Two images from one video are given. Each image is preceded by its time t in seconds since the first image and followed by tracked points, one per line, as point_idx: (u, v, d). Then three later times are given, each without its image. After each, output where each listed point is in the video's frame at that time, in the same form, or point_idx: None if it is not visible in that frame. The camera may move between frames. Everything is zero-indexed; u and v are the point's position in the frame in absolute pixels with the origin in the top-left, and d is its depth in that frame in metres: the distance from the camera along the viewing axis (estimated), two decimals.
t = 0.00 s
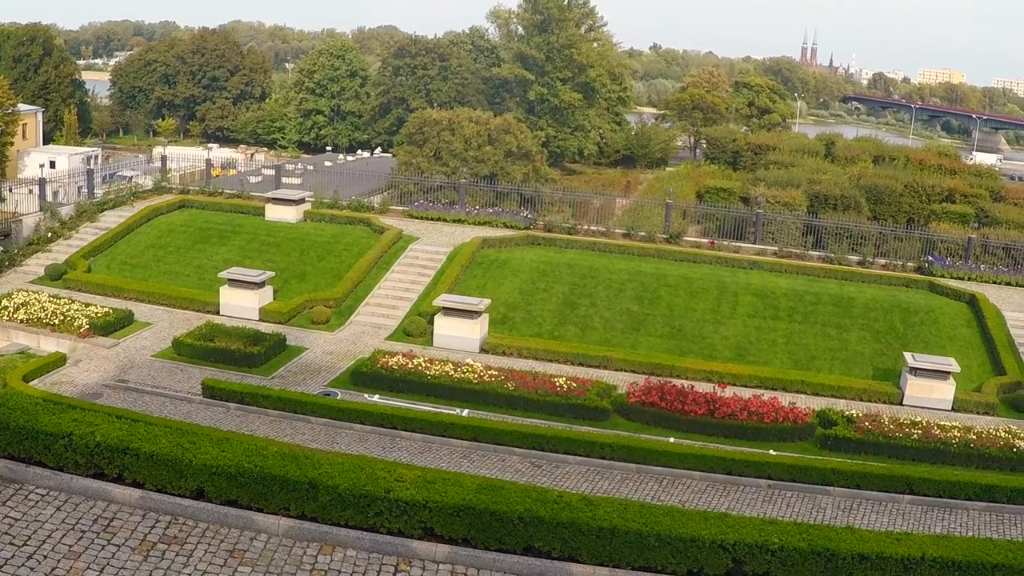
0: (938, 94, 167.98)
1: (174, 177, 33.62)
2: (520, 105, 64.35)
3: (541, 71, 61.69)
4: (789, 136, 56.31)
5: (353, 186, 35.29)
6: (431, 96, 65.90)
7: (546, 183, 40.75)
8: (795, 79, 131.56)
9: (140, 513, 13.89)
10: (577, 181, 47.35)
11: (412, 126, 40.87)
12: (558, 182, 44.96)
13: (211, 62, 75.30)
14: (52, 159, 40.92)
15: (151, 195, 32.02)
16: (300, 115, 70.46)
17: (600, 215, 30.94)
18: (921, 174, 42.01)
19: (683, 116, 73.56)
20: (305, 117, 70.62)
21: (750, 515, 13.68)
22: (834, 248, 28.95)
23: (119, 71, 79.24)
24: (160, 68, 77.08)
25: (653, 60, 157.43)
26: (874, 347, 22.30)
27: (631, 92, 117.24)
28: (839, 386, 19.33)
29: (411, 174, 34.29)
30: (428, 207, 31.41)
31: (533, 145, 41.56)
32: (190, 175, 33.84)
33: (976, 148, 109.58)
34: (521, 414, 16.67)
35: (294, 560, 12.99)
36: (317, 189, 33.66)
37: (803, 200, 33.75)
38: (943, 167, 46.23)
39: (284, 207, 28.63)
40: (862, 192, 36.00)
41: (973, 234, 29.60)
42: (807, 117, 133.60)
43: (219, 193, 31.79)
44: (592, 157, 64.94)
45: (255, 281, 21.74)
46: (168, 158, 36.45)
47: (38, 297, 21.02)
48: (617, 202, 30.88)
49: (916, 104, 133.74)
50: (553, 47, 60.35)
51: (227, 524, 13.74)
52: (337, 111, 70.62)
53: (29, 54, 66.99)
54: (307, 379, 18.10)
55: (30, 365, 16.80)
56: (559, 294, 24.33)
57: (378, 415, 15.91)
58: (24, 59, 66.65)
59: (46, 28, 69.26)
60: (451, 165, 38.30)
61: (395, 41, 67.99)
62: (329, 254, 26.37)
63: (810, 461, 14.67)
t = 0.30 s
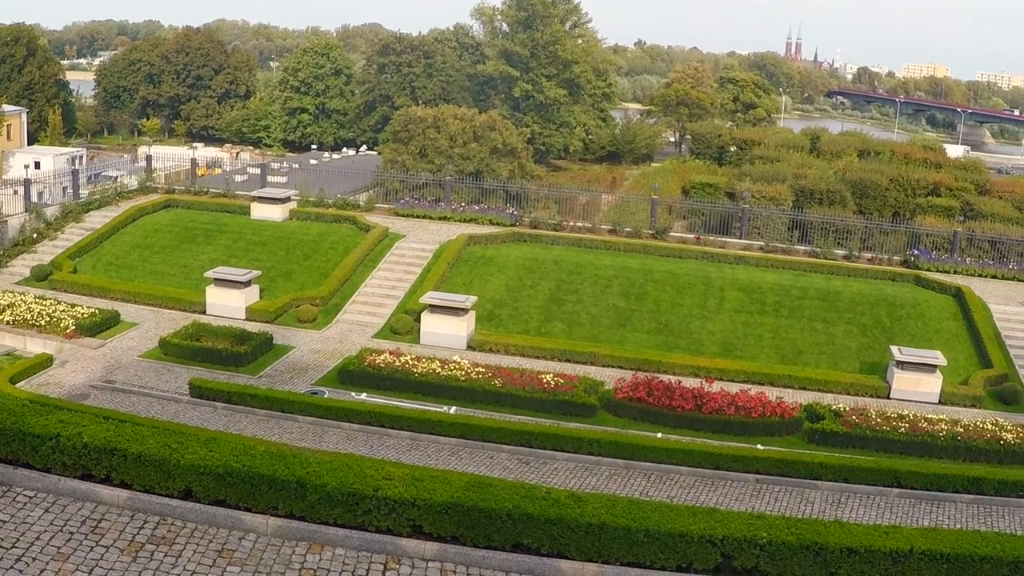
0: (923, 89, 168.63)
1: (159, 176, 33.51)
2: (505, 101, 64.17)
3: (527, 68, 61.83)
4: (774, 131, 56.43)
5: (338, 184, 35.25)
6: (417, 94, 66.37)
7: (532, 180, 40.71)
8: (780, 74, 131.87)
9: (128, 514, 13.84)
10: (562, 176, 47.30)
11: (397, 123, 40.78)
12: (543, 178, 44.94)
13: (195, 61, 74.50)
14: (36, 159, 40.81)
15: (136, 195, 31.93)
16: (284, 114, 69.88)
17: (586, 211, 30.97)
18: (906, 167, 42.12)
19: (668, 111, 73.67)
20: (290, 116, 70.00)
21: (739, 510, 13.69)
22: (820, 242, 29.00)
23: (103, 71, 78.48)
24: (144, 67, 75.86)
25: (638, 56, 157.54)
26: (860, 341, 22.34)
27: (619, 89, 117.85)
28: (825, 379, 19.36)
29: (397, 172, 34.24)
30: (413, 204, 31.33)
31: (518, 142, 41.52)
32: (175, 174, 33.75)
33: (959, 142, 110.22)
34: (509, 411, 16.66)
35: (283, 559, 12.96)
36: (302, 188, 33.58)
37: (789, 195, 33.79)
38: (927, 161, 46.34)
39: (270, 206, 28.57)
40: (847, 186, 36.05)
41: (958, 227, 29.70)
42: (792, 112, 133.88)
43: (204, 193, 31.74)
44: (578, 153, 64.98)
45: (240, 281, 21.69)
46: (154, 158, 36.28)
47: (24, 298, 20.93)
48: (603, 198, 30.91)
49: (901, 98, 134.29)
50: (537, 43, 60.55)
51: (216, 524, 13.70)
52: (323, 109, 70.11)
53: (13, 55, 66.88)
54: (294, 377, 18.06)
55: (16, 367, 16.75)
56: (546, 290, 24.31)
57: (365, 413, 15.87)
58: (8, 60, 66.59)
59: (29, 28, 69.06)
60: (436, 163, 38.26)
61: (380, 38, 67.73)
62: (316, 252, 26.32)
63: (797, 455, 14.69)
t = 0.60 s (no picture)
0: (919, 84, 168.52)
1: (155, 176, 33.50)
2: (500, 99, 64.09)
3: (522, 66, 61.91)
4: (770, 128, 56.38)
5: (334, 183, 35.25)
6: (413, 91, 66.10)
7: (528, 177, 40.63)
8: (775, 71, 131.78)
9: (125, 514, 13.83)
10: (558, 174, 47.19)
11: (393, 121, 40.67)
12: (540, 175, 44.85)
13: (191, 61, 74.51)
14: (32, 159, 40.78)
15: (132, 195, 31.92)
16: (281, 113, 69.69)
17: (582, 208, 30.99)
18: (903, 163, 42.09)
19: (664, 108, 73.57)
20: (286, 114, 69.85)
21: (737, 506, 13.70)
22: (816, 238, 28.99)
23: (98, 71, 78.21)
24: (139, 66, 76.07)
25: (632, 53, 157.48)
26: (857, 337, 22.35)
27: (615, 84, 115.78)
28: (822, 375, 19.37)
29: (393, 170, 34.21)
30: (409, 203, 31.29)
31: (514, 139, 41.44)
32: (171, 173, 33.73)
33: (955, 137, 110.28)
34: (506, 408, 16.67)
35: (281, 558, 12.95)
36: (298, 186, 33.55)
37: (785, 191, 33.77)
38: (924, 156, 46.27)
39: (266, 205, 28.57)
40: (844, 181, 36.04)
41: (955, 222, 29.72)
42: (787, 108, 133.74)
43: (200, 192, 31.72)
44: (574, 150, 64.95)
45: (238, 280, 21.67)
46: (150, 157, 36.25)
47: (21, 298, 20.91)
48: (598, 195, 30.95)
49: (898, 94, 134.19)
50: (533, 41, 60.71)
51: (214, 523, 13.70)
52: (319, 108, 70.21)
53: (8, 55, 66.79)
54: (291, 376, 18.05)
55: (13, 367, 16.74)
56: (542, 288, 24.31)
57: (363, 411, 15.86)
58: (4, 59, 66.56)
59: (25, 28, 69.03)
60: (432, 161, 38.21)
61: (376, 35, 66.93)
62: (312, 251, 26.29)
63: (795, 451, 14.69)
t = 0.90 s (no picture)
0: (896, 82, 169.52)
1: (132, 176, 33.29)
2: (478, 98, 63.97)
3: (499, 64, 61.78)
4: (747, 126, 56.56)
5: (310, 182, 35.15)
6: (390, 90, 66.07)
7: (505, 176, 40.63)
8: (752, 69, 131.96)
9: (103, 516, 13.75)
10: (534, 172, 47.22)
11: (370, 121, 40.44)
12: (516, 173, 44.84)
13: (168, 60, 72.88)
14: (7, 160, 40.34)
15: (109, 195, 31.70)
16: (257, 112, 69.12)
17: (559, 207, 31.04)
18: (877, 160, 42.25)
19: (641, 107, 73.81)
20: (263, 114, 69.25)
21: (715, 504, 13.72)
22: (794, 236, 29.10)
23: (74, 69, 76.75)
24: (115, 66, 74.39)
25: (610, 52, 157.48)
26: (835, 335, 22.41)
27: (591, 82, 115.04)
28: (799, 372, 19.42)
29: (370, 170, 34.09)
30: (387, 202, 31.19)
31: (491, 138, 41.39)
32: (148, 173, 33.55)
33: (931, 135, 111.03)
34: (484, 408, 16.65)
35: (259, 559, 12.91)
36: (276, 185, 33.44)
37: (762, 189, 33.85)
38: (900, 154, 46.52)
39: (244, 205, 28.46)
40: (820, 180, 36.28)
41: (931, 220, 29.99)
42: (764, 107, 134.21)
43: (177, 192, 31.57)
44: (552, 149, 64.96)
45: (215, 280, 21.56)
46: (126, 157, 35.99)
47: None
48: (576, 194, 31.01)
49: (876, 92, 134.84)
50: (510, 39, 60.64)
51: (192, 524, 13.64)
52: (296, 107, 69.55)
53: None
54: (268, 376, 18.00)
55: None
56: (520, 287, 24.30)
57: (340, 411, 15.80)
58: None
59: None
60: (409, 160, 38.10)
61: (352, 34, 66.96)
62: (290, 251, 26.23)
63: (773, 449, 14.72)
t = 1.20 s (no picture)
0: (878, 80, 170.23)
1: (114, 177, 33.21)
2: (460, 97, 63.82)
3: (482, 64, 61.70)
4: (730, 124, 56.64)
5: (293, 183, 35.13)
6: (374, 90, 64.71)
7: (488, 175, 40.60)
8: (735, 68, 131.97)
9: (87, 517, 13.68)
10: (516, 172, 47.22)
11: (353, 120, 40.14)
12: (499, 173, 44.83)
13: (149, 60, 71.96)
14: None
15: (92, 196, 31.59)
16: (240, 112, 69.35)
17: (542, 206, 31.02)
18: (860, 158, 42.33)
19: (624, 105, 73.96)
20: (245, 114, 69.52)
21: (699, 502, 13.74)
22: (777, 235, 29.19)
23: (56, 70, 76.11)
24: (98, 66, 73.86)
25: (592, 50, 157.48)
26: (818, 332, 22.46)
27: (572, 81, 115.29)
28: (782, 370, 19.47)
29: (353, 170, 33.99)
30: (370, 202, 31.10)
31: (474, 137, 41.35)
32: (130, 174, 33.51)
33: (913, 133, 111.49)
34: (468, 407, 16.63)
35: (244, 560, 12.87)
36: (259, 186, 33.37)
37: (745, 187, 33.92)
38: (882, 153, 46.63)
39: (227, 205, 28.41)
40: (803, 178, 36.48)
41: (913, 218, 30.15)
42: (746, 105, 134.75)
43: (159, 193, 31.50)
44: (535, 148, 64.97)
45: (197, 281, 21.53)
46: (108, 158, 35.89)
47: None
48: (559, 193, 31.04)
49: (858, 91, 135.26)
50: (492, 38, 60.62)
51: (176, 526, 13.59)
52: (278, 107, 69.67)
53: None
54: (252, 377, 17.96)
55: None
56: (504, 286, 24.28)
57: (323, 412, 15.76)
58: None
59: None
60: (392, 160, 37.94)
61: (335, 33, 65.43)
62: (272, 251, 26.18)
63: (757, 447, 14.75)
